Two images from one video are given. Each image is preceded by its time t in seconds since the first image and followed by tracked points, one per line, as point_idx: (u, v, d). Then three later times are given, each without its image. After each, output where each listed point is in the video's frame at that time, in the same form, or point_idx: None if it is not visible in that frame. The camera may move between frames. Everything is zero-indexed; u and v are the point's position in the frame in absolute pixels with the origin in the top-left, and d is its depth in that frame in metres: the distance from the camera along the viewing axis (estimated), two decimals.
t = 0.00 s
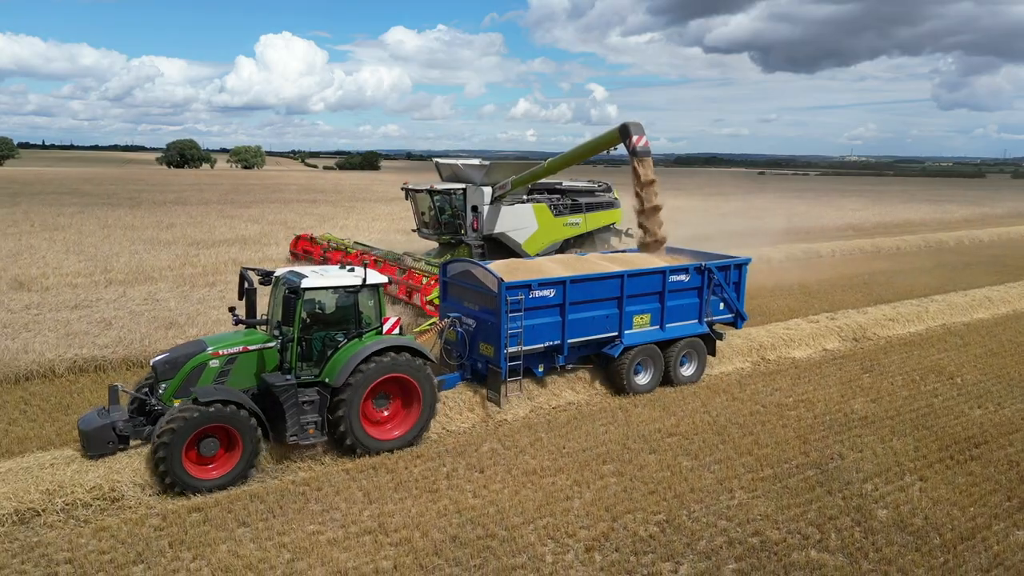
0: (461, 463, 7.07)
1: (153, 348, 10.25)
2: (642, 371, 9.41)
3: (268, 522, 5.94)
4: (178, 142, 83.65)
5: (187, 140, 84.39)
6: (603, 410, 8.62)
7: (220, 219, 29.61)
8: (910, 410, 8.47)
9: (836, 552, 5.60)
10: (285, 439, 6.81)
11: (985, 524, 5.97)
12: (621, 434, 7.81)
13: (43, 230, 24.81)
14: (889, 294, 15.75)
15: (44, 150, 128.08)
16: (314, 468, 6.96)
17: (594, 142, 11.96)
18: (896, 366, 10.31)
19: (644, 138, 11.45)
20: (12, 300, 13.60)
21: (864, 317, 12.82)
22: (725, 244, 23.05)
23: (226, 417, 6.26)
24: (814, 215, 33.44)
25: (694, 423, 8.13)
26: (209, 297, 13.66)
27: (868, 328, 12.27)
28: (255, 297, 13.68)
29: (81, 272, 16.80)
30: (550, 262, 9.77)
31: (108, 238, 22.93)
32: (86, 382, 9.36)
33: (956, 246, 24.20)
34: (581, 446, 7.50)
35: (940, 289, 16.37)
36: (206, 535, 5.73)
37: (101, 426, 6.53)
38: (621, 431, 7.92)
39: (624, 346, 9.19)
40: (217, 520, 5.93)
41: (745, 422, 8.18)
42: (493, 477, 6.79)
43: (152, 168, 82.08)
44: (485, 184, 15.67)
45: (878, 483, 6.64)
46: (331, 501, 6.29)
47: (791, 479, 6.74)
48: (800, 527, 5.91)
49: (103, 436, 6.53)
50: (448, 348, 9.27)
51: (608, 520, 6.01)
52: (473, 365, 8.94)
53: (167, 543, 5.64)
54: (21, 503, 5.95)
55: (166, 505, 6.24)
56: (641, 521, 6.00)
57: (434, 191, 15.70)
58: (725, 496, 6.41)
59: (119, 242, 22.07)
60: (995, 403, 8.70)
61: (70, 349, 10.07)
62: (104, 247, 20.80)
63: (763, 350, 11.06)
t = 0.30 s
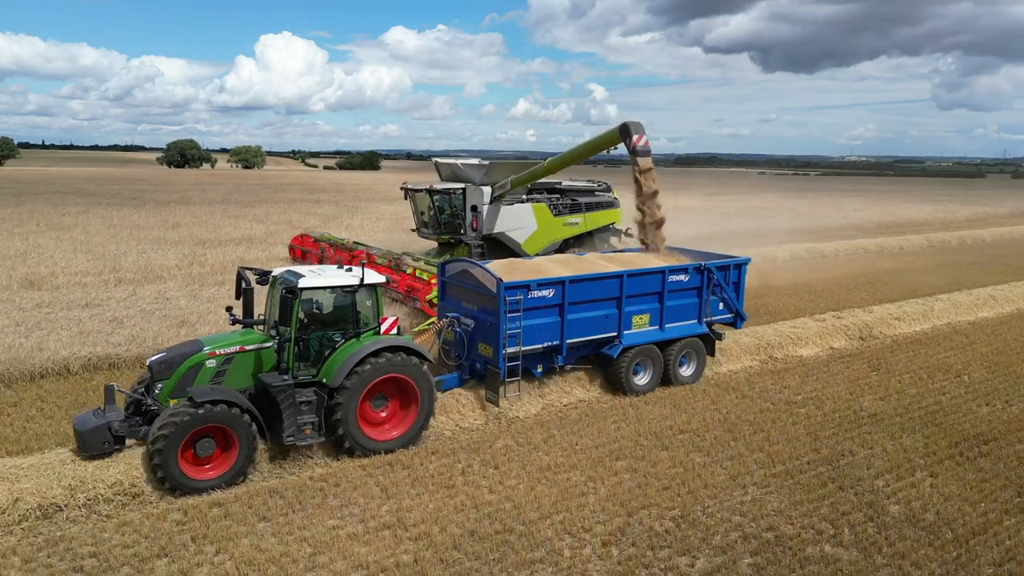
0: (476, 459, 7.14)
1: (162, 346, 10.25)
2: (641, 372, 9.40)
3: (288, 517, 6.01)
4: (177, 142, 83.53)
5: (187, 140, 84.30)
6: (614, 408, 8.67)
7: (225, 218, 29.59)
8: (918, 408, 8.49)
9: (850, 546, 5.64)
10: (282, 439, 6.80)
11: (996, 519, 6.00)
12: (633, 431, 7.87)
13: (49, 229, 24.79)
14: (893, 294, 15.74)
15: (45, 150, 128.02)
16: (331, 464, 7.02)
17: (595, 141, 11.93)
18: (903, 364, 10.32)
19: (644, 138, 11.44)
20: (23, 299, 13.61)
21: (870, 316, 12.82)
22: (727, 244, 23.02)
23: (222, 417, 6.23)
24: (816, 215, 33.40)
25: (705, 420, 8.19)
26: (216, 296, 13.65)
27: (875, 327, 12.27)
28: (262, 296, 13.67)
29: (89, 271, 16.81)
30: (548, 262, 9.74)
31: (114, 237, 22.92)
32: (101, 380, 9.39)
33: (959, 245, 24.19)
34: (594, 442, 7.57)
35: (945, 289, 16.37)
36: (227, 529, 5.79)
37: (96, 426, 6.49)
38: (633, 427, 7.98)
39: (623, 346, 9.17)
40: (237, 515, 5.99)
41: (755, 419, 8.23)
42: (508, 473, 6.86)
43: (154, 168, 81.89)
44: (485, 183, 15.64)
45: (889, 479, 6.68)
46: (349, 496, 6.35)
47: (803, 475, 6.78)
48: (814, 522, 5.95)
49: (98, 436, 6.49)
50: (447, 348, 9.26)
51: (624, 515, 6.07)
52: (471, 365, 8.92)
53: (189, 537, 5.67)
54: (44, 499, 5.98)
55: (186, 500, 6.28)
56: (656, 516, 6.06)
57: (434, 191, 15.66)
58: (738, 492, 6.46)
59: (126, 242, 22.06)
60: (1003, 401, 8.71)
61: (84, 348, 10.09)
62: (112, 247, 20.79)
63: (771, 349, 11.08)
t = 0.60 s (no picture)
0: (490, 458, 7.20)
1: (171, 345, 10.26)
2: (641, 373, 9.38)
3: (308, 515, 6.07)
4: (178, 142, 83.47)
5: (187, 141, 84.20)
6: (625, 408, 8.71)
7: (230, 218, 29.57)
8: (927, 408, 8.51)
9: (864, 544, 5.69)
10: (279, 443, 6.78)
11: (1007, 518, 6.03)
12: (644, 430, 7.92)
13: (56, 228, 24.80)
14: (898, 294, 15.73)
15: (46, 150, 127.94)
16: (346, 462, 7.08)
17: (595, 142, 11.90)
18: (910, 364, 10.33)
19: (644, 138, 11.41)
20: (34, 299, 13.63)
21: (876, 316, 12.80)
22: (729, 245, 23.00)
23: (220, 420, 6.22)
24: (817, 216, 33.34)
25: (716, 420, 8.24)
26: (223, 296, 13.66)
27: (881, 327, 12.27)
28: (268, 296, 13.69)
29: (98, 270, 16.82)
30: (548, 264, 9.71)
31: (121, 237, 22.92)
32: (116, 380, 9.42)
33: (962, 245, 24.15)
34: (607, 441, 7.62)
35: (949, 289, 16.34)
36: (248, 526, 5.85)
37: (92, 430, 6.49)
38: (645, 427, 8.03)
39: (622, 347, 9.15)
40: (257, 512, 6.06)
41: (765, 418, 8.27)
42: (522, 471, 6.91)
43: (154, 168, 81.80)
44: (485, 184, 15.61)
45: (900, 478, 6.72)
46: (366, 494, 6.42)
47: (815, 474, 6.83)
48: (827, 519, 6.00)
49: (94, 439, 6.50)
50: (445, 350, 9.23)
51: (639, 513, 6.12)
52: (470, 368, 8.90)
53: (210, 535, 5.73)
54: (66, 497, 6.04)
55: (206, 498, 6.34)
56: (670, 514, 6.11)
57: (434, 191, 15.62)
58: (751, 490, 6.51)
59: (133, 241, 22.07)
60: (1011, 401, 8.73)
61: (98, 347, 10.12)
62: (119, 247, 20.80)
63: (778, 348, 11.10)
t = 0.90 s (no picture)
0: (504, 455, 7.27)
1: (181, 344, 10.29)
2: (640, 374, 9.37)
3: (327, 510, 6.15)
4: (178, 142, 83.37)
5: (186, 140, 84.09)
6: (637, 406, 8.77)
7: (235, 218, 29.54)
8: (936, 406, 8.58)
9: (878, 540, 5.77)
10: (276, 444, 6.76)
11: (1019, 514, 6.10)
12: (656, 428, 7.99)
13: (61, 228, 24.76)
14: (903, 293, 15.74)
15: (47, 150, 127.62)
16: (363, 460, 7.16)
17: (596, 142, 11.85)
18: (917, 363, 10.37)
19: (644, 138, 11.36)
20: (45, 298, 13.65)
21: (882, 315, 12.81)
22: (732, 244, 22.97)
23: (217, 421, 6.20)
24: (820, 215, 33.28)
25: (727, 418, 8.30)
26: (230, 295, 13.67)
27: (887, 326, 12.28)
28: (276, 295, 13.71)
29: (106, 270, 16.83)
30: (548, 265, 9.66)
31: (126, 237, 22.89)
32: (128, 379, 9.44)
33: (965, 245, 24.13)
34: (620, 439, 7.69)
35: (954, 288, 16.34)
36: (268, 522, 5.92)
37: (87, 431, 6.45)
38: (656, 425, 8.10)
39: (621, 348, 9.13)
40: (278, 508, 6.14)
41: (776, 416, 8.35)
42: (537, 469, 6.99)
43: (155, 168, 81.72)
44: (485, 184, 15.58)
45: (911, 475, 6.80)
46: (384, 490, 6.50)
47: (827, 471, 6.91)
48: (840, 516, 6.07)
49: (89, 441, 6.46)
50: (443, 351, 9.20)
51: (655, 510, 6.19)
52: (468, 368, 8.88)
53: (232, 531, 5.80)
54: (88, 493, 6.09)
55: (226, 495, 6.41)
56: (685, 511, 6.18)
57: (433, 191, 15.59)
58: (764, 487, 6.58)
59: (139, 241, 22.06)
60: (1019, 399, 8.79)
61: (112, 346, 10.16)
62: (127, 246, 20.80)
63: (786, 347, 11.15)
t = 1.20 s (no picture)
0: (519, 453, 7.37)
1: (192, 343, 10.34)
2: (640, 375, 9.35)
3: (348, 507, 6.25)
4: (179, 142, 83.41)
5: (186, 140, 84.02)
6: (648, 405, 8.86)
7: (240, 218, 29.55)
8: (945, 404, 8.68)
9: (893, 536, 5.86)
10: (274, 447, 6.74)
11: None
12: (669, 426, 8.09)
13: (66, 228, 24.76)
14: (907, 293, 15.74)
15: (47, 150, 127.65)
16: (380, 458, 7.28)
17: (596, 142, 11.82)
18: (925, 362, 10.44)
19: (644, 138, 11.32)
20: (57, 297, 13.71)
21: (887, 315, 12.84)
22: (735, 245, 22.95)
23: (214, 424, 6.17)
24: (823, 216, 33.20)
25: (738, 416, 8.41)
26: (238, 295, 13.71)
27: (894, 325, 12.32)
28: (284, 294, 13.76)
29: (114, 269, 16.86)
30: (548, 265, 9.64)
31: (132, 236, 22.92)
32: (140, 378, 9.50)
33: (969, 245, 24.13)
34: (633, 438, 7.79)
35: (959, 288, 16.34)
36: (290, 519, 6.03)
37: (84, 434, 6.40)
38: (668, 423, 8.20)
39: (620, 349, 9.10)
40: (298, 505, 6.25)
41: (787, 415, 8.45)
42: (552, 467, 7.09)
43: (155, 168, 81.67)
44: (485, 184, 15.56)
45: (923, 473, 6.90)
46: (402, 488, 6.60)
47: (839, 469, 7.01)
48: (855, 513, 6.17)
49: (86, 443, 6.41)
50: (442, 352, 9.18)
51: (670, 507, 6.28)
52: (467, 369, 8.86)
53: (255, 527, 5.91)
54: (111, 490, 6.17)
55: (247, 492, 6.53)
56: (701, 508, 6.27)
57: (433, 191, 15.57)
58: (778, 484, 6.69)
59: (146, 241, 22.10)
60: None
61: (126, 344, 10.23)
62: (135, 246, 20.84)
63: (794, 347, 11.22)
